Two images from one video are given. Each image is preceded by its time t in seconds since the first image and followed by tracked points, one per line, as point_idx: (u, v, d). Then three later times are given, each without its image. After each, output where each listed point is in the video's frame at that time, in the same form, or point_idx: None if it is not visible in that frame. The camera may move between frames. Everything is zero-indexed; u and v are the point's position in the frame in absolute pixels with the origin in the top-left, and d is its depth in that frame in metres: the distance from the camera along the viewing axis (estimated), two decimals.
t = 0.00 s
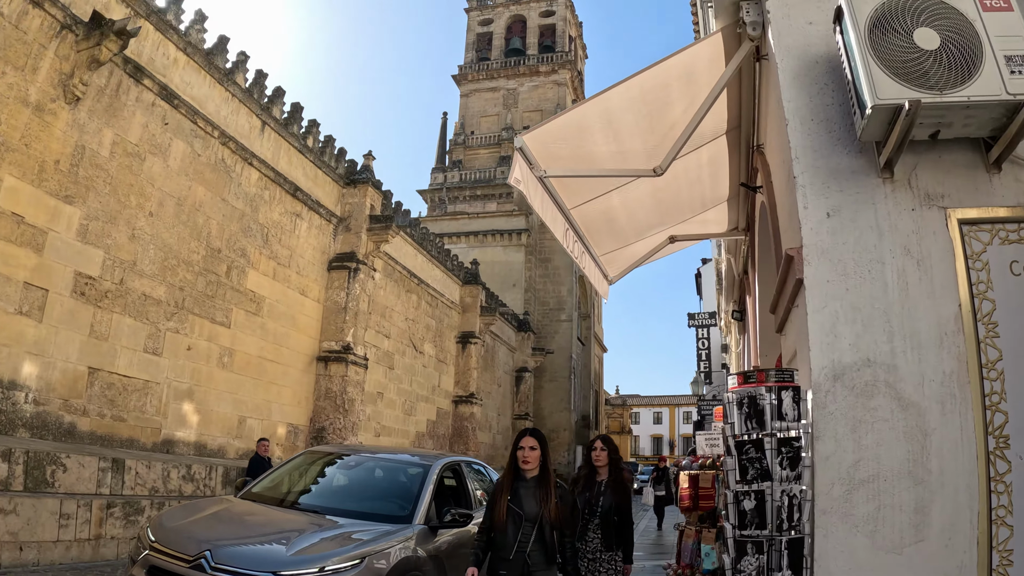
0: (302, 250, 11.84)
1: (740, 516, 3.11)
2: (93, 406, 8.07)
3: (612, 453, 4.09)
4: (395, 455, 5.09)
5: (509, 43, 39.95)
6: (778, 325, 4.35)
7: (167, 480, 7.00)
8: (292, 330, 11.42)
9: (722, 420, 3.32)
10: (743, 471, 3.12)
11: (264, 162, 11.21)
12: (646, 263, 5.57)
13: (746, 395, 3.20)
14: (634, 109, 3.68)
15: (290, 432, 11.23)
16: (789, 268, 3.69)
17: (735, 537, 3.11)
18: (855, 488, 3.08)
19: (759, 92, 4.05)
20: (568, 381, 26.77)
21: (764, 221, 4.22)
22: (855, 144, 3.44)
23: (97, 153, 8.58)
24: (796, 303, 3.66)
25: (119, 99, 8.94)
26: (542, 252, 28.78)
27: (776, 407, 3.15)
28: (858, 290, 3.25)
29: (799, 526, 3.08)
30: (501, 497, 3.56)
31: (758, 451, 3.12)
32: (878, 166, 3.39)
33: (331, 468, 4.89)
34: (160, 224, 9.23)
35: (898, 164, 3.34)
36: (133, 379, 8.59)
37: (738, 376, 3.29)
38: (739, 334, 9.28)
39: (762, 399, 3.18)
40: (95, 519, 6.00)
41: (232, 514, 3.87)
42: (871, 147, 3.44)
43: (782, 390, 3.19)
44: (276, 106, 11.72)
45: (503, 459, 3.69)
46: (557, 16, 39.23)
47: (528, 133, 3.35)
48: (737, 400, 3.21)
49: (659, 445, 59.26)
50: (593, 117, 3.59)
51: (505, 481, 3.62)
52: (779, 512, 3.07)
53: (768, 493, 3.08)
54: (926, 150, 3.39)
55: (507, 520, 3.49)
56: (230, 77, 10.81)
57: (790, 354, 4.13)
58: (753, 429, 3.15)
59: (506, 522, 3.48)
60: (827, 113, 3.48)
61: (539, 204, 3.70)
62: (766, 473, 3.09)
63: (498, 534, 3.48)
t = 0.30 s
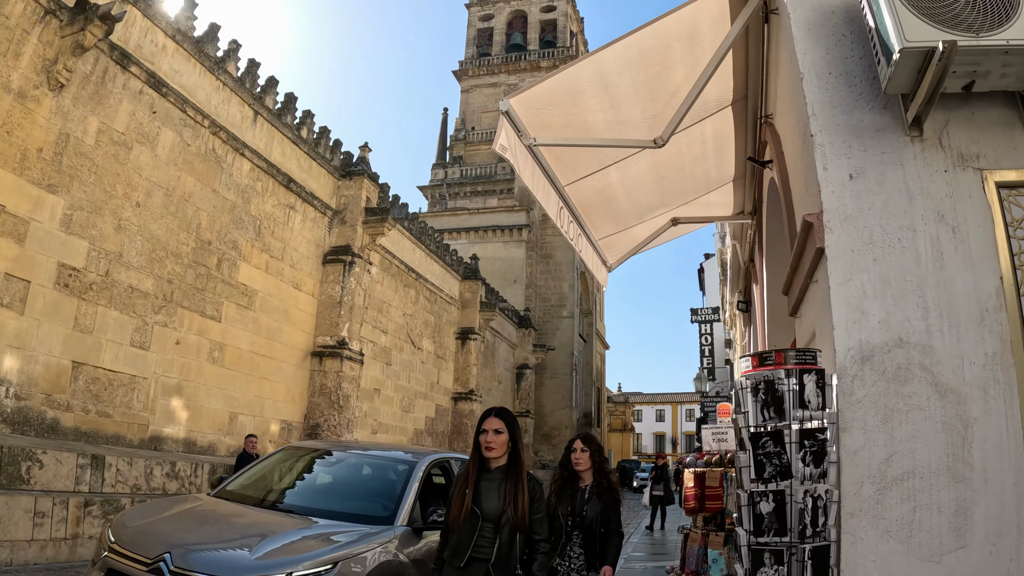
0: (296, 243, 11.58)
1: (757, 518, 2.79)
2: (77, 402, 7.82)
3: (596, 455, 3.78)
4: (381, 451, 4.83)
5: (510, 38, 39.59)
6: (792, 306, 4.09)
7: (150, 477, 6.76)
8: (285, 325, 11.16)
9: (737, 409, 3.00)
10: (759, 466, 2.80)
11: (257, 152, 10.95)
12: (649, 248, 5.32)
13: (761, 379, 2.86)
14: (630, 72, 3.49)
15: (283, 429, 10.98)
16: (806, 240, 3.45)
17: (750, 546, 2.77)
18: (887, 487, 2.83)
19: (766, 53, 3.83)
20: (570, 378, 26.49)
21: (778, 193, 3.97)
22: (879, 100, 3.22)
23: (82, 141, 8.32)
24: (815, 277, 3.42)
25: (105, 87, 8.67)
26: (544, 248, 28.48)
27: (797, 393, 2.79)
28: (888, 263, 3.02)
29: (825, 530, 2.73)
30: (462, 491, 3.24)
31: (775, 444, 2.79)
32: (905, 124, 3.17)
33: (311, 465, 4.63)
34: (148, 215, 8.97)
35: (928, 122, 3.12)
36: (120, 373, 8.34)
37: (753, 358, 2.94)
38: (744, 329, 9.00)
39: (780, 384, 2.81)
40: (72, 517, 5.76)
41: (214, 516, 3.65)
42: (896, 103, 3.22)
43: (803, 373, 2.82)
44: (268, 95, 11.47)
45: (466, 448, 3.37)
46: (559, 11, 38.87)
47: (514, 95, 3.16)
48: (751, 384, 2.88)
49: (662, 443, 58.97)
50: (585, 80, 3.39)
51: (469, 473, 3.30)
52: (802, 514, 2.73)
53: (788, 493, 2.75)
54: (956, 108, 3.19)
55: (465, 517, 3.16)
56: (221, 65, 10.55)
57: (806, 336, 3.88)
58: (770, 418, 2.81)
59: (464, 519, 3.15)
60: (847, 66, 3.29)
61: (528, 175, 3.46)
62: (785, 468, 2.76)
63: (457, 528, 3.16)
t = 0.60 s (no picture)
0: (291, 236, 11.31)
1: (794, 524, 2.30)
2: (62, 397, 7.56)
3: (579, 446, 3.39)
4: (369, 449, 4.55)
5: (512, 33, 39.23)
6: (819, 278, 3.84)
7: (134, 475, 6.50)
8: (280, 320, 10.89)
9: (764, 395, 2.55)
10: (796, 464, 2.33)
11: (250, 142, 10.68)
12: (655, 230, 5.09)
13: (798, 359, 2.40)
14: (635, 29, 3.21)
15: (278, 426, 10.71)
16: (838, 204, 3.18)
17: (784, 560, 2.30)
18: (944, 488, 2.54)
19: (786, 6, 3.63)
20: (573, 375, 26.18)
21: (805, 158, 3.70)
22: (918, 43, 2.99)
23: (68, 130, 8.04)
24: (849, 244, 3.15)
25: (92, 74, 8.38)
26: (546, 243, 28.17)
27: (842, 376, 2.33)
28: (939, 223, 2.74)
29: (873, 539, 2.32)
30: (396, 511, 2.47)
31: (817, 438, 2.31)
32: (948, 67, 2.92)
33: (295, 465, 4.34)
34: (137, 206, 8.72)
35: (976, 66, 2.87)
36: (107, 368, 8.08)
37: (786, 333, 2.47)
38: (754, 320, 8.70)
39: (822, 364, 2.35)
40: (50, 517, 5.50)
41: (203, 520, 3.44)
42: (937, 43, 2.98)
43: (848, 351, 2.36)
44: (263, 85, 11.20)
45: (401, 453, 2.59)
46: (561, 6, 38.49)
47: (507, 52, 2.91)
48: (787, 364, 2.42)
49: (666, 441, 58.60)
50: (586, 38, 3.13)
51: (406, 485, 2.53)
52: (846, 521, 2.27)
53: (832, 495, 2.28)
54: (1003, 50, 2.90)
55: (402, 545, 2.41)
56: (214, 53, 10.28)
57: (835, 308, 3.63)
58: (810, 407, 2.34)
59: (400, 549, 2.40)
60: (879, 8, 3.05)
61: (523, 140, 3.23)
62: (828, 466, 2.30)
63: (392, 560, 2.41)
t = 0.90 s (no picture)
0: (287, 228, 11.07)
1: (830, 531, 1.96)
2: (48, 391, 7.33)
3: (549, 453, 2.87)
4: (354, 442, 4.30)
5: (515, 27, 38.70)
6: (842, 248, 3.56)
7: (118, 471, 6.28)
8: (276, 313, 10.65)
9: (795, 370, 2.22)
10: (835, 456, 1.98)
11: (244, 132, 10.43)
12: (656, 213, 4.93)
13: (837, 328, 2.03)
14: None
15: (274, 422, 10.47)
16: (870, 158, 2.84)
17: None
18: (1008, 486, 2.19)
19: None
20: (577, 371, 25.90)
21: (826, 118, 3.44)
22: None
23: (55, 117, 7.77)
24: (885, 201, 2.80)
25: (80, 60, 8.12)
26: (550, 238, 27.87)
27: (888, 350, 1.96)
28: (992, 171, 2.42)
29: (929, 550, 1.92)
30: (291, 502, 1.95)
31: (861, 425, 1.94)
32: None
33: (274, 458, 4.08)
34: (127, 196, 8.49)
35: None
36: (95, 361, 7.86)
37: (821, 298, 2.11)
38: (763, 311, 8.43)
39: (864, 335, 1.98)
40: (28, 515, 5.27)
41: (186, 521, 3.22)
42: None
43: (896, 318, 1.98)
44: (257, 74, 10.96)
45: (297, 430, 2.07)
46: None
47: None
48: (823, 335, 2.06)
49: (671, 437, 58.29)
50: None
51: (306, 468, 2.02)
52: (896, 527, 1.89)
53: (879, 496, 1.92)
54: None
55: (299, 546, 1.89)
56: (206, 41, 10.02)
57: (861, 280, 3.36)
58: (850, 385, 1.98)
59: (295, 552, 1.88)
60: None
61: (513, 104, 3.08)
62: (875, 462, 1.93)
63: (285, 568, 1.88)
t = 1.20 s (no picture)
0: (281, 219, 10.82)
1: (881, 552, 1.70)
2: (31, 386, 7.08)
3: (480, 430, 2.29)
4: (333, 436, 4.04)
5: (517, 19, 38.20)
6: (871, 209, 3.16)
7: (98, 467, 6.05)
8: (269, 306, 10.39)
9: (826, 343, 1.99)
10: (883, 457, 1.67)
11: (235, 120, 10.17)
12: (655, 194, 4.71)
13: (886, 284, 1.73)
14: None
15: (268, 417, 10.19)
16: (905, 96, 2.42)
17: None
18: None
19: None
20: (579, 366, 25.63)
21: (844, 67, 3.23)
22: None
23: (37, 104, 7.49)
24: (924, 145, 2.36)
25: (64, 45, 7.81)
26: (552, 232, 27.56)
27: (957, 314, 1.63)
28: None
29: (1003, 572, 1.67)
30: (39, 538, 1.38)
31: (921, 414, 1.63)
32: None
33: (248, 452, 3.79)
34: (113, 185, 8.24)
35: None
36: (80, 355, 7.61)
37: (864, 248, 1.81)
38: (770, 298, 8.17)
39: (921, 295, 1.67)
40: None
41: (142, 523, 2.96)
42: None
43: (962, 271, 1.65)
44: (249, 61, 10.68)
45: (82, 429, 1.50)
46: None
47: None
48: (865, 294, 1.77)
49: (674, 433, 58.01)
50: None
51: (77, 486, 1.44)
52: (967, 546, 1.59)
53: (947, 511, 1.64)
54: None
55: None
56: (196, 27, 9.73)
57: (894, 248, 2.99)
58: (906, 359, 1.66)
59: None
60: None
61: (494, 59, 2.78)
62: (943, 463, 1.61)
63: None
